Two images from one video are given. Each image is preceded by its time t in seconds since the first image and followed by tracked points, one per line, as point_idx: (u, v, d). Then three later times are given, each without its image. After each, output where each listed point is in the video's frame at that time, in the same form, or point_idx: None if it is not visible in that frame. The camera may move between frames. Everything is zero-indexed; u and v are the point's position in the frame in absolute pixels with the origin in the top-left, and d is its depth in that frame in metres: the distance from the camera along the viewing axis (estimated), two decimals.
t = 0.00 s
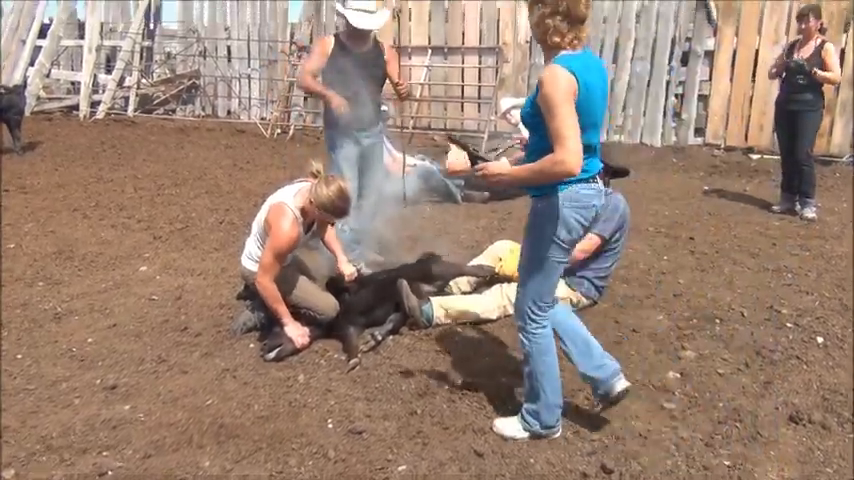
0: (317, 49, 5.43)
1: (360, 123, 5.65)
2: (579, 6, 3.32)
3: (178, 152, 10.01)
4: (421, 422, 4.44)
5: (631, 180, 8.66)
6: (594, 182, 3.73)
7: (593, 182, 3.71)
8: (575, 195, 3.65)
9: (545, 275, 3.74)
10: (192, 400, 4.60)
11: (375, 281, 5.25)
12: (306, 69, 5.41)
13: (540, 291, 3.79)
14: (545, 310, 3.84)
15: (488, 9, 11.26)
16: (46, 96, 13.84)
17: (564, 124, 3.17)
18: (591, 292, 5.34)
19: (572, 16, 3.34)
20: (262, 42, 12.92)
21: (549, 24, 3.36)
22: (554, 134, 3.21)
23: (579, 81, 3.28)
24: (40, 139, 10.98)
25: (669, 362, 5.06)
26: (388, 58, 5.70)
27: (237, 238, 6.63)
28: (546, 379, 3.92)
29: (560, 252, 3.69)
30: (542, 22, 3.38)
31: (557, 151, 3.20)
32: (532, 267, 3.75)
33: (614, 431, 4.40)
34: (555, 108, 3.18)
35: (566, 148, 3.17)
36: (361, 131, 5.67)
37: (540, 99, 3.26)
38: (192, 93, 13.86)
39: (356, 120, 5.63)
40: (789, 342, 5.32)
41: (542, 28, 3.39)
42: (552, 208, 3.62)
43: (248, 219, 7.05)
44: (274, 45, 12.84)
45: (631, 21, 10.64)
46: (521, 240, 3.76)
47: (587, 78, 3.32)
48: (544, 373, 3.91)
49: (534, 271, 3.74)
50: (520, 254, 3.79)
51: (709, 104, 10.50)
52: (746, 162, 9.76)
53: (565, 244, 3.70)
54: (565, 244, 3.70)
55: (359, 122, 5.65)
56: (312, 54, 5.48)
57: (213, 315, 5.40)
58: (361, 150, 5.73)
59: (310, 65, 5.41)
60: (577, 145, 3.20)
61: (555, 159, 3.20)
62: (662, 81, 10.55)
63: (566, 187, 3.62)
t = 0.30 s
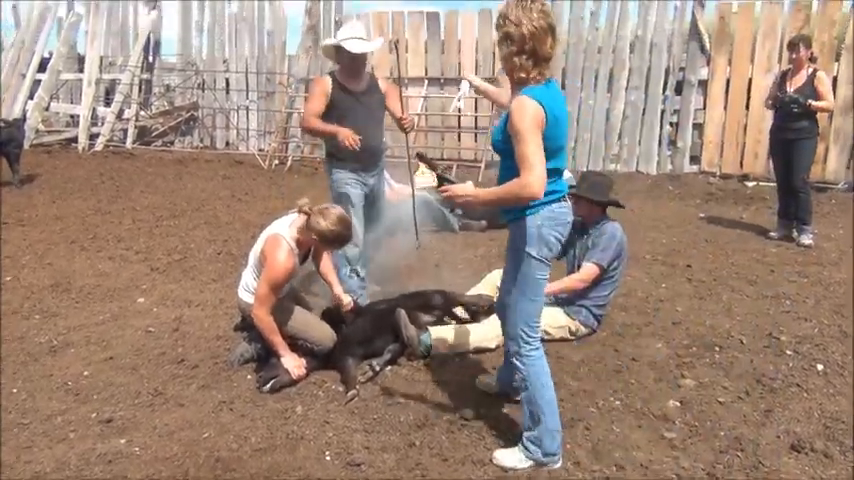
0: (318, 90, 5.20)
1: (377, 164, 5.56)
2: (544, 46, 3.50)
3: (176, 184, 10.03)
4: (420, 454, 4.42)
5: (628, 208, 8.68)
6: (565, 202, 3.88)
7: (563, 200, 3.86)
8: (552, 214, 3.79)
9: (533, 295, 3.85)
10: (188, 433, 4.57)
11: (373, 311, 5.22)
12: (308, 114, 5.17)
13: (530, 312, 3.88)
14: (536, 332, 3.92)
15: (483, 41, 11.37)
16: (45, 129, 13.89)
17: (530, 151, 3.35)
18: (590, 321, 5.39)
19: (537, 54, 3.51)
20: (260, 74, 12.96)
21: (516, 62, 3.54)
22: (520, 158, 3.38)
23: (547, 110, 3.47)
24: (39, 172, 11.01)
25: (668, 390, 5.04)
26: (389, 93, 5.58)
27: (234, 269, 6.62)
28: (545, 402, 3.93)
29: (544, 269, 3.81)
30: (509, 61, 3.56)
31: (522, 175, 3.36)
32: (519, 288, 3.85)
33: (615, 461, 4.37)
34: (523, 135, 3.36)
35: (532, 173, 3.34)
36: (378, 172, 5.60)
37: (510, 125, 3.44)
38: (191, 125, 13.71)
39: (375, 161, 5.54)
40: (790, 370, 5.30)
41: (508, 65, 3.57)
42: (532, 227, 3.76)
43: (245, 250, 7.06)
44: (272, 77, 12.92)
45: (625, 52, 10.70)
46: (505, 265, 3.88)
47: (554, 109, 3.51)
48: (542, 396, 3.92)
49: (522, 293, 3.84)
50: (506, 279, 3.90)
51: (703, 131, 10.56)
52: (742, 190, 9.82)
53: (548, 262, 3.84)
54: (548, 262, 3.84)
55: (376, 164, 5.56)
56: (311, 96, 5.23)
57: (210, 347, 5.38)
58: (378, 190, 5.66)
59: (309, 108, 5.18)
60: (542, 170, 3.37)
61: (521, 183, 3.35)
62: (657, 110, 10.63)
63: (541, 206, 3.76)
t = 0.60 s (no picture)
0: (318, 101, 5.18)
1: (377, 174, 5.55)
2: (523, 63, 3.70)
3: (170, 196, 10.03)
4: (417, 467, 4.40)
5: (624, 219, 8.69)
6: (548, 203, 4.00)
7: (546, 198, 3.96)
8: (537, 211, 3.89)
9: (521, 290, 3.90)
10: (183, 447, 4.54)
11: (369, 323, 5.26)
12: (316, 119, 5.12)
13: (518, 309, 3.93)
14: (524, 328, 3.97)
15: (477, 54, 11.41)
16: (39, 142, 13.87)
17: (519, 138, 3.50)
18: (586, 331, 5.39)
19: (516, 70, 3.72)
20: (255, 86, 12.99)
21: (498, 77, 3.73)
22: (511, 148, 3.51)
23: (525, 106, 3.65)
24: (33, 186, 10.98)
25: (666, 400, 5.03)
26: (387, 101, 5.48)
27: (229, 282, 6.60)
28: (535, 396, 3.93)
29: (531, 266, 3.89)
30: (491, 76, 3.75)
31: (517, 163, 3.48)
32: (506, 286, 3.91)
33: (612, 471, 4.35)
34: (509, 127, 3.52)
35: (525, 158, 3.46)
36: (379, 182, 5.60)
37: (494, 122, 3.59)
38: (185, 138, 13.77)
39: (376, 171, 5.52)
40: (787, 379, 5.29)
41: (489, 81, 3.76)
42: (518, 224, 3.85)
43: (240, 263, 7.03)
44: (267, 89, 12.94)
45: (619, 63, 10.70)
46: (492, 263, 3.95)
47: (531, 105, 3.69)
48: (532, 389, 3.93)
49: (509, 289, 3.90)
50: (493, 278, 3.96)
51: (698, 140, 10.59)
52: (736, 199, 9.85)
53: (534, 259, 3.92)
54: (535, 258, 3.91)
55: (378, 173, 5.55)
56: (313, 109, 5.18)
57: (205, 361, 5.35)
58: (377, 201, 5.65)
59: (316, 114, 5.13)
60: (535, 157, 3.50)
61: (518, 171, 3.47)
62: (651, 121, 10.66)
63: (527, 203, 3.86)
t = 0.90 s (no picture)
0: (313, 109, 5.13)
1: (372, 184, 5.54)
2: (507, 65, 3.84)
3: (162, 206, 10.00)
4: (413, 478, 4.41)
5: (617, 226, 8.69)
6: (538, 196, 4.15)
7: (536, 192, 4.12)
8: (530, 203, 4.04)
9: (518, 280, 4.01)
10: (177, 460, 4.52)
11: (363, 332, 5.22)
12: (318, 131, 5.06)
13: (514, 298, 4.04)
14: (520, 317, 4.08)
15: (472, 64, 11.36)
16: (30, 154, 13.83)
17: (509, 130, 3.68)
18: (581, 338, 5.39)
19: (501, 72, 3.84)
20: (247, 96, 12.94)
21: (484, 79, 3.85)
22: (502, 140, 3.69)
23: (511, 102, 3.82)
24: (24, 198, 10.94)
25: (661, 407, 5.01)
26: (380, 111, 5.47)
27: (222, 292, 6.56)
28: (534, 382, 4.05)
29: (526, 256, 4.02)
30: (477, 79, 3.87)
31: (509, 154, 3.66)
32: (502, 275, 4.02)
33: None
34: (499, 121, 3.69)
35: (517, 149, 3.65)
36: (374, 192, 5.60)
37: (483, 118, 3.76)
38: (177, 148, 13.69)
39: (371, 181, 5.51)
40: (782, 385, 5.29)
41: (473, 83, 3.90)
42: (513, 215, 3.99)
43: (233, 273, 7.00)
44: (259, 99, 12.90)
45: (611, 71, 10.72)
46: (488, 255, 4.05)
47: (516, 103, 3.86)
48: (531, 376, 4.05)
49: (506, 279, 4.00)
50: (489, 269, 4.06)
51: (689, 147, 10.63)
52: (728, 206, 9.90)
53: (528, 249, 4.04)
54: (529, 249, 4.04)
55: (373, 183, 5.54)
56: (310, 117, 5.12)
57: (199, 372, 5.32)
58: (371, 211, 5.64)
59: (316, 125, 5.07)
60: (525, 147, 3.69)
61: (510, 160, 3.64)
62: (642, 129, 10.68)
63: (519, 195, 4.01)
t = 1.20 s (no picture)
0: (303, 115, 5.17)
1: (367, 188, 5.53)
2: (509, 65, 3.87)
3: (159, 211, 10.00)
4: None
5: (614, 229, 8.69)
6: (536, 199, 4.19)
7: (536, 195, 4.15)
8: (532, 205, 4.06)
9: (523, 281, 4.03)
10: (172, 465, 4.51)
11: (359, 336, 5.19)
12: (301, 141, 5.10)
13: (520, 298, 4.05)
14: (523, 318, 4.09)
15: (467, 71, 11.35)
16: (26, 160, 13.85)
17: (514, 137, 3.74)
18: (577, 342, 5.37)
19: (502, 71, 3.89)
20: (243, 101, 12.97)
21: (487, 80, 3.88)
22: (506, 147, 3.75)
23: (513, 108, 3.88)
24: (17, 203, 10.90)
25: (657, 412, 5.01)
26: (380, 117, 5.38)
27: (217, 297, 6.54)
28: (538, 382, 4.08)
29: (531, 256, 4.04)
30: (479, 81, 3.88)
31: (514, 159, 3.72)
32: (508, 276, 4.03)
33: None
34: (504, 126, 3.74)
35: (522, 155, 3.72)
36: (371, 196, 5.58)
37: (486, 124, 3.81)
38: (173, 152, 13.68)
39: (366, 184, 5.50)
40: (778, 389, 5.29)
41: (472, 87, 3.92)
42: (519, 216, 4.00)
43: (228, 278, 6.98)
44: (255, 104, 12.90)
45: (605, 75, 10.75)
46: (493, 255, 4.04)
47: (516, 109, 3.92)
48: (535, 376, 4.08)
49: (513, 279, 4.02)
50: (494, 270, 4.06)
51: (684, 152, 10.68)
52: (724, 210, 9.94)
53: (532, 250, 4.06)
54: (533, 250, 4.06)
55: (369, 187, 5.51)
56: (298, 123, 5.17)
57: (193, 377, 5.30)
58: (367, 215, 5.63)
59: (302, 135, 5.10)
60: (529, 153, 3.75)
61: (516, 165, 3.70)
62: (638, 134, 10.70)
63: (523, 197, 4.03)
